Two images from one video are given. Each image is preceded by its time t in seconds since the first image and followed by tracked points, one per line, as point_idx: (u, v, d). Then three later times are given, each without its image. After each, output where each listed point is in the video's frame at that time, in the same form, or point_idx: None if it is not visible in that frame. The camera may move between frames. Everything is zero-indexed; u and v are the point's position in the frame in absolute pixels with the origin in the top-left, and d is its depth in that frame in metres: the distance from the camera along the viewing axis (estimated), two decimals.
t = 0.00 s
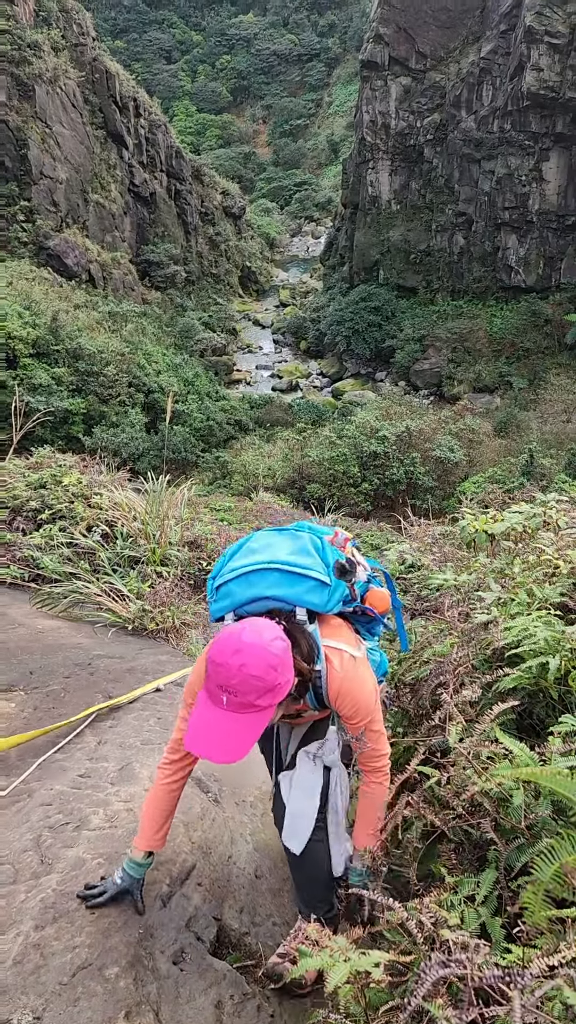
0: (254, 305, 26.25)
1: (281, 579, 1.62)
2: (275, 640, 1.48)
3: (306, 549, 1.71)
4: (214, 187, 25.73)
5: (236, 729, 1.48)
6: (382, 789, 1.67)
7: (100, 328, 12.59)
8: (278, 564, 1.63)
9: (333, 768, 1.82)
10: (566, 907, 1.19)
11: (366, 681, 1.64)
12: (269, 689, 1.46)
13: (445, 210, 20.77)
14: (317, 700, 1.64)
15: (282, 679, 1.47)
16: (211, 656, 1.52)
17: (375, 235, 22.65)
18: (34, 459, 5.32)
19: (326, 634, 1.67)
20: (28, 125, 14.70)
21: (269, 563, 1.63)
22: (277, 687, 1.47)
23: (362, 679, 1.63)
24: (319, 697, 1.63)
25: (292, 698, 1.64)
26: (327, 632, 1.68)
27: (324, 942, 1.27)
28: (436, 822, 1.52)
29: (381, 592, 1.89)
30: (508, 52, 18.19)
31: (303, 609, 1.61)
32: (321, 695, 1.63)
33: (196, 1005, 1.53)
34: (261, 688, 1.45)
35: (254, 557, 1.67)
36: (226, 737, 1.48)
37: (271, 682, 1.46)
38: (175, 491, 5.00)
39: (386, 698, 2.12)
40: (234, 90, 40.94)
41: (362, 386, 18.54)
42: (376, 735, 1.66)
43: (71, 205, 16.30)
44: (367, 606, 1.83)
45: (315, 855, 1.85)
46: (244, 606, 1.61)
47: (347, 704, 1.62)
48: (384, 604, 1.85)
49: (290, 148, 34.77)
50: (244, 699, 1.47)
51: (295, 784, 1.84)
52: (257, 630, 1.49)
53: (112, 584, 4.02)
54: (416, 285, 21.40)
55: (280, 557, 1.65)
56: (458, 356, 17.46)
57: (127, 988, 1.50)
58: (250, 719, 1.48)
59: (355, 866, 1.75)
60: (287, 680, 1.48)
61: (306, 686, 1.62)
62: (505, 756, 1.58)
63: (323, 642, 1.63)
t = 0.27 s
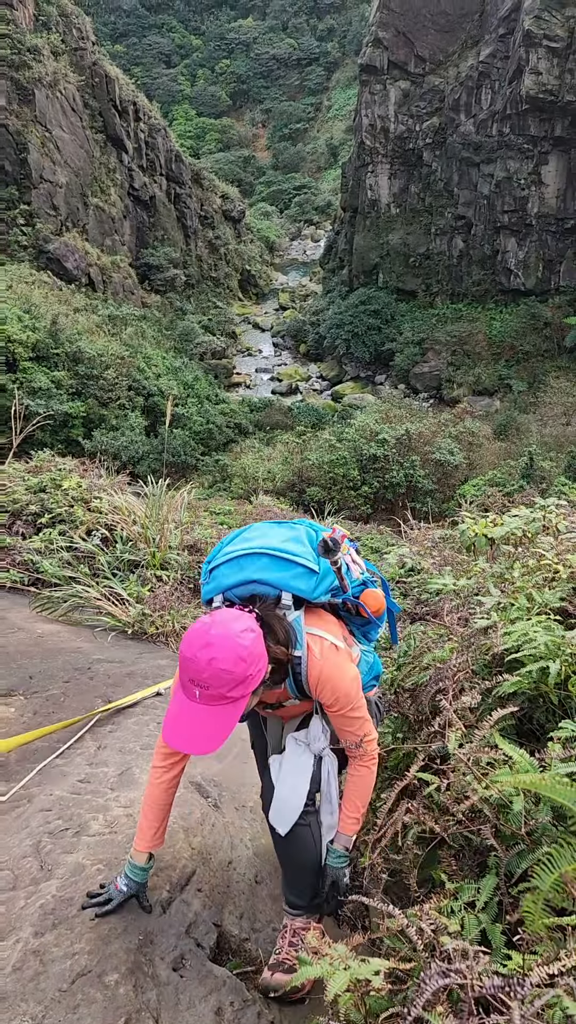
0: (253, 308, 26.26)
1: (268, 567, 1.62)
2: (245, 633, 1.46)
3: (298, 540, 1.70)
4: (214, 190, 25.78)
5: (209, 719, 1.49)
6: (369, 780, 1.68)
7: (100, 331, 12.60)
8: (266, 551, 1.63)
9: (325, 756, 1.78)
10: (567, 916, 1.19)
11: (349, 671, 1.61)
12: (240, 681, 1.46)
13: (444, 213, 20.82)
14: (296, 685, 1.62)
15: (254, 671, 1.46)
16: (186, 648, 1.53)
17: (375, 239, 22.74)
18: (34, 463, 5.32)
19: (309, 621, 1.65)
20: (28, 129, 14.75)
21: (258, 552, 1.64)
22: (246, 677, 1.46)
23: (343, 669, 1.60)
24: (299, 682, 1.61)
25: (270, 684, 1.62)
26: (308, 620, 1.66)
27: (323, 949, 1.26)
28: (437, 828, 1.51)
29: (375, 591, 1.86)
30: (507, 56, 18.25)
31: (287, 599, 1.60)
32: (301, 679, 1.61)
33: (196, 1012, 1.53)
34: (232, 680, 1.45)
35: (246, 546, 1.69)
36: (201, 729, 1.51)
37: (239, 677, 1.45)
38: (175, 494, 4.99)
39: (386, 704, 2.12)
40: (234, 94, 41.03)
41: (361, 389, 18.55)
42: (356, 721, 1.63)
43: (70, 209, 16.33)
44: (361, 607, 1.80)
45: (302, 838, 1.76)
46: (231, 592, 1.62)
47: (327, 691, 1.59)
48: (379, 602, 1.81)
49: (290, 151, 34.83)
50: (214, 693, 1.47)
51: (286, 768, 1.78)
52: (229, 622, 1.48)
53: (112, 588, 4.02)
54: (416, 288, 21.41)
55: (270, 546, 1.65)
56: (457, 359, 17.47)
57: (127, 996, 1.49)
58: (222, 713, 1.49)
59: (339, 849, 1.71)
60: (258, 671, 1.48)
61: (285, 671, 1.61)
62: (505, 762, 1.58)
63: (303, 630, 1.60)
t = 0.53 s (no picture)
0: (253, 311, 26.27)
1: (244, 552, 1.66)
2: (224, 605, 1.51)
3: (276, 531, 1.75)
4: (213, 193, 25.84)
5: (185, 690, 1.50)
6: (358, 784, 1.60)
7: (100, 334, 12.61)
8: (243, 539, 1.68)
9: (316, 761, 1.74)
10: (567, 919, 1.19)
11: (328, 656, 1.59)
12: (218, 651, 1.48)
13: (444, 216, 20.86)
14: (278, 671, 1.61)
15: (233, 645, 1.48)
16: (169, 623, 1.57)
17: (374, 241, 22.78)
18: (33, 466, 5.31)
19: (286, 608, 1.66)
20: (27, 132, 14.79)
21: (235, 540, 1.69)
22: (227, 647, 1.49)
23: (323, 653, 1.58)
24: (280, 668, 1.59)
25: (250, 671, 1.62)
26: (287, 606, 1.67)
27: (322, 950, 1.26)
28: (436, 830, 1.51)
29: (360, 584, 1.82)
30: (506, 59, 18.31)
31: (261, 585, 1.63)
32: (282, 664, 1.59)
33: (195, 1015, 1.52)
34: (211, 649, 1.47)
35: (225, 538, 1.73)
36: (178, 700, 1.50)
37: (218, 644, 1.48)
38: (174, 497, 4.98)
39: (385, 706, 2.11)
40: (233, 97, 41.15)
41: (361, 392, 18.55)
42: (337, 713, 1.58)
43: (70, 212, 16.36)
44: (343, 598, 1.75)
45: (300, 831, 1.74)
46: (210, 578, 1.65)
47: (308, 673, 1.57)
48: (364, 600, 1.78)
49: (289, 154, 34.89)
50: (193, 662, 1.49)
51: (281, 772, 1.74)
52: (210, 598, 1.53)
53: (111, 591, 4.01)
54: (415, 290, 21.49)
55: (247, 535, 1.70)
56: (457, 361, 17.47)
57: (127, 999, 1.49)
58: (199, 683, 1.49)
59: (308, 862, 1.55)
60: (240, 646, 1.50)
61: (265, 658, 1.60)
62: (505, 764, 1.58)
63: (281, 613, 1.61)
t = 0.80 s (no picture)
0: (254, 313, 26.27)
1: (246, 572, 1.65)
2: (221, 624, 1.49)
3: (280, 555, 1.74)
4: (214, 195, 25.90)
5: (176, 708, 1.47)
6: (321, 834, 1.52)
7: (100, 335, 12.62)
8: (246, 560, 1.68)
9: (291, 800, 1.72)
10: (567, 922, 1.19)
11: (320, 690, 1.56)
12: (211, 672, 1.45)
13: (444, 217, 20.89)
14: (269, 698, 1.59)
15: (226, 666, 1.46)
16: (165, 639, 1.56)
17: (375, 242, 22.80)
18: (33, 467, 5.32)
19: (285, 632, 1.64)
20: (27, 133, 14.83)
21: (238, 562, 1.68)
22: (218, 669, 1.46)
23: (314, 687, 1.56)
24: (271, 695, 1.58)
25: (241, 695, 1.59)
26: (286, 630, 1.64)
27: (322, 951, 1.26)
28: (437, 832, 1.51)
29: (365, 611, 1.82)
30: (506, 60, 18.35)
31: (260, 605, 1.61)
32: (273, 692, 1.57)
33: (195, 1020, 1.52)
34: (204, 669, 1.45)
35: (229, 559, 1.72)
36: (166, 719, 1.49)
37: (211, 668, 1.45)
38: (175, 499, 4.97)
39: (386, 708, 2.11)
40: (233, 99, 41.17)
41: (362, 392, 18.56)
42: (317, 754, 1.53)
43: (70, 213, 16.38)
44: (347, 624, 1.76)
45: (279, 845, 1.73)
46: (209, 596, 1.64)
47: (294, 706, 1.54)
48: (367, 626, 1.77)
49: (289, 155, 34.94)
50: (185, 685, 1.47)
51: (262, 788, 1.75)
52: (205, 618, 1.50)
53: (111, 593, 4.00)
54: (416, 291, 21.52)
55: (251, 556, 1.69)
56: (458, 362, 17.46)
57: (127, 1002, 1.49)
58: (188, 704, 1.47)
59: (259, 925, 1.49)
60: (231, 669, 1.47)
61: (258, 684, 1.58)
62: (505, 767, 1.57)
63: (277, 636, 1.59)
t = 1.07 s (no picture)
0: (255, 313, 26.27)
1: (201, 641, 1.46)
2: (171, 731, 1.27)
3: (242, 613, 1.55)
4: (215, 196, 25.94)
5: (119, 829, 1.27)
6: (269, 937, 1.30)
7: (102, 336, 12.64)
8: (202, 630, 1.47)
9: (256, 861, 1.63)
10: (567, 919, 1.19)
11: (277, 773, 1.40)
12: (158, 788, 1.24)
13: (446, 218, 20.89)
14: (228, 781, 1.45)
15: (174, 778, 1.26)
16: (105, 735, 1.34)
17: (376, 243, 22.80)
18: (35, 468, 5.33)
19: (246, 710, 1.49)
20: (29, 135, 14.88)
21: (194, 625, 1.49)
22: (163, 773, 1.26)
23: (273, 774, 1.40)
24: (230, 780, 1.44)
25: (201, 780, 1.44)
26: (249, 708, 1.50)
27: (324, 952, 1.26)
28: (439, 834, 1.51)
29: (344, 660, 1.69)
30: (508, 61, 18.35)
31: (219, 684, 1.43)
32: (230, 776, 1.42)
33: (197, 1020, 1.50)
34: (149, 788, 1.24)
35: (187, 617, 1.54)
36: (109, 840, 1.27)
37: (158, 784, 1.24)
38: (176, 500, 4.97)
39: (387, 708, 2.11)
40: (235, 100, 41.16)
41: (364, 393, 18.58)
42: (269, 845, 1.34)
43: (72, 214, 16.41)
44: (325, 674, 1.65)
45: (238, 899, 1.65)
46: (164, 668, 1.46)
47: (249, 798, 1.37)
48: (344, 676, 1.64)
49: (291, 156, 34.97)
50: (130, 802, 1.25)
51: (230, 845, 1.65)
52: (152, 710, 1.31)
53: (113, 593, 3.99)
54: (417, 292, 21.53)
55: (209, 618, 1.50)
56: (459, 363, 17.47)
57: (128, 1002, 1.49)
58: (134, 825, 1.26)
59: None
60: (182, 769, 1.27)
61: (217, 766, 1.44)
62: (507, 766, 1.58)
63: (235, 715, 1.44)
